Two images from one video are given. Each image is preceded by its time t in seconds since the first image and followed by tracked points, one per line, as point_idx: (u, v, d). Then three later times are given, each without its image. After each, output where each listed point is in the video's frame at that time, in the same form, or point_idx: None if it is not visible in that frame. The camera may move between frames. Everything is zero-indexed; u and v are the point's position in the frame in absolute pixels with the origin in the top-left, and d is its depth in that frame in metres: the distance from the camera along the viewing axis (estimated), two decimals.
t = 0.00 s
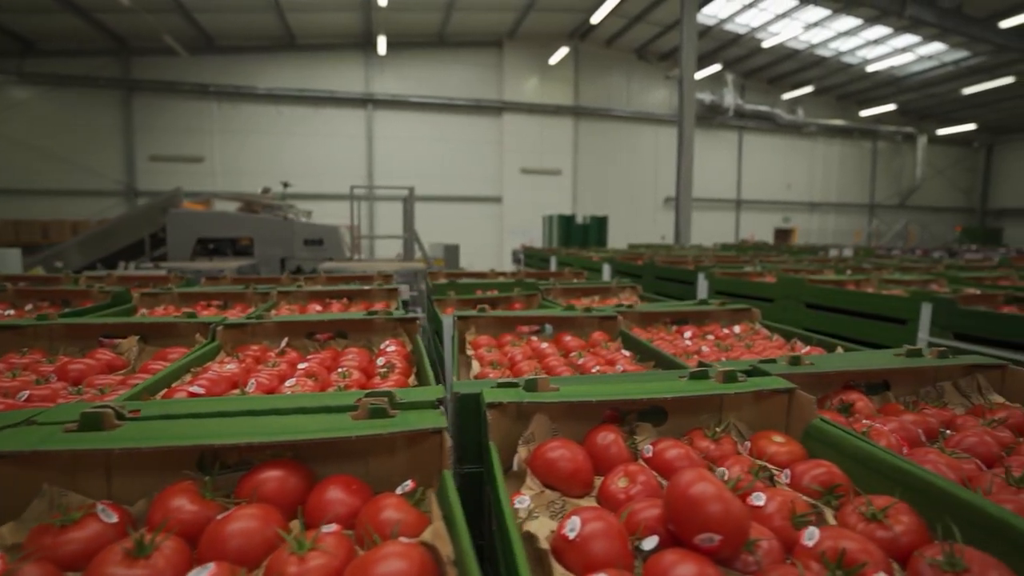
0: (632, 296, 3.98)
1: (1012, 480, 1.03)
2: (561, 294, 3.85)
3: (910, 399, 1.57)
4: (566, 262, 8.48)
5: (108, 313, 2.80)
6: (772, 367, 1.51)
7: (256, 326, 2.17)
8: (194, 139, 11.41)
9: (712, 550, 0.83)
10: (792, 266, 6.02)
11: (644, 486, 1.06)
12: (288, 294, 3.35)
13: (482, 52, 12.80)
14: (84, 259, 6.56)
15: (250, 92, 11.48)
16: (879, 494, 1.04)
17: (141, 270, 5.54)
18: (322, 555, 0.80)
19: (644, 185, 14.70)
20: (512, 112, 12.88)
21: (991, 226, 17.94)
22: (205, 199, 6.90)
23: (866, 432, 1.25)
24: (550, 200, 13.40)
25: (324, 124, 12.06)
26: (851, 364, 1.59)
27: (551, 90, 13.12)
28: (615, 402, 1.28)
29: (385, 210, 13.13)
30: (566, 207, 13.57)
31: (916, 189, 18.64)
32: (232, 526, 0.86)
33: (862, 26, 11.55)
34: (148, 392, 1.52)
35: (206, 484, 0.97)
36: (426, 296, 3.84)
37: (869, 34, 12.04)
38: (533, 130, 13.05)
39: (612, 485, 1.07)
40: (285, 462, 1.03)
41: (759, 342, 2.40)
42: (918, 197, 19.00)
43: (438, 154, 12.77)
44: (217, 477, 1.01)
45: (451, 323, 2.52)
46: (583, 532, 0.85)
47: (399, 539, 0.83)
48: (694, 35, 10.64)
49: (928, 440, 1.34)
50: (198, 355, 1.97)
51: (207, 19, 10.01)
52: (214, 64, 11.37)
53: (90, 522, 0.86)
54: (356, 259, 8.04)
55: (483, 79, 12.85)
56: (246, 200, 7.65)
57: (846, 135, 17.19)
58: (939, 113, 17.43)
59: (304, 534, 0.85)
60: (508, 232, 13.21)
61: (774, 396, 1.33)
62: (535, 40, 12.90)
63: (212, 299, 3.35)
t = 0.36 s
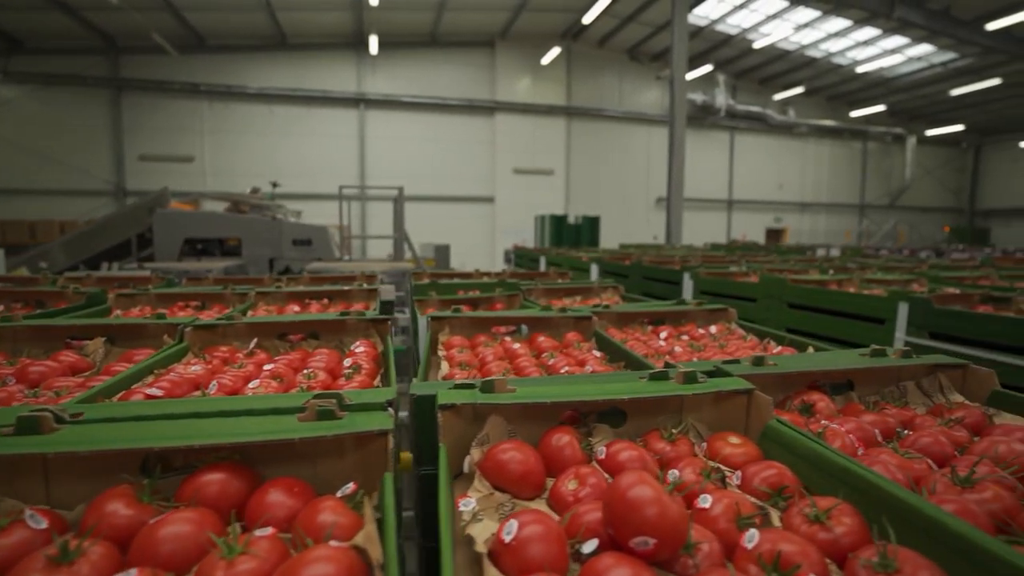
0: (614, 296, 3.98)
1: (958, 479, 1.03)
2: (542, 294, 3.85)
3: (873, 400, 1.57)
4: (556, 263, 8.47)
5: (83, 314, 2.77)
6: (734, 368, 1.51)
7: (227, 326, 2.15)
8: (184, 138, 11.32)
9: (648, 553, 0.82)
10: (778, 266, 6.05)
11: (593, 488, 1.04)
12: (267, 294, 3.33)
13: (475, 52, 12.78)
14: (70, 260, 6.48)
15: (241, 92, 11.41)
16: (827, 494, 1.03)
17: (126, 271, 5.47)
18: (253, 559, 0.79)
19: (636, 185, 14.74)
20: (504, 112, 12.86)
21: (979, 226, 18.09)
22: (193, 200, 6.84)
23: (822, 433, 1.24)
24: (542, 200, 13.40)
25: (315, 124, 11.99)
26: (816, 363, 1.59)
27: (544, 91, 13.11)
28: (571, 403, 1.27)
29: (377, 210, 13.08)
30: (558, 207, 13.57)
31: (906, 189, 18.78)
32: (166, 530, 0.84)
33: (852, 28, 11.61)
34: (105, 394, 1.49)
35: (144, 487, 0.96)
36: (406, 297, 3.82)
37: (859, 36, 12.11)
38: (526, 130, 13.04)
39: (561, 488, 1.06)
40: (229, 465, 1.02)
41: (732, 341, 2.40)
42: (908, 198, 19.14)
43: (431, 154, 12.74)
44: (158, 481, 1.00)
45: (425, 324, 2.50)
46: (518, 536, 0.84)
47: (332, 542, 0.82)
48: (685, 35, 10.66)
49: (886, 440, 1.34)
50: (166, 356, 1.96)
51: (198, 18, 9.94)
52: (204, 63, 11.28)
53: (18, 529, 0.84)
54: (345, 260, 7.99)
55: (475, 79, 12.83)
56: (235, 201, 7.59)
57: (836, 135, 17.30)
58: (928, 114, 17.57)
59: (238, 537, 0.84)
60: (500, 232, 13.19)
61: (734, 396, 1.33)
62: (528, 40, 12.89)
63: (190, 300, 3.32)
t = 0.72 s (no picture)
0: (600, 296, 3.97)
1: (913, 480, 1.03)
2: (528, 294, 3.84)
3: (842, 400, 1.56)
4: (549, 263, 8.46)
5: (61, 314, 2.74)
6: (701, 368, 1.50)
7: (202, 326, 2.14)
8: (178, 138, 11.28)
9: (587, 554, 0.81)
10: (768, 266, 6.05)
11: (545, 489, 1.03)
12: (249, 294, 3.31)
13: (471, 52, 12.76)
14: (61, 260, 6.45)
15: (237, 92, 11.38)
16: (782, 494, 1.02)
17: (116, 271, 5.44)
18: (186, 559, 0.78)
19: (633, 185, 14.75)
20: (501, 112, 12.85)
21: (974, 226, 18.14)
22: (186, 199, 6.81)
23: (783, 433, 1.24)
24: (538, 200, 13.39)
25: (311, 124, 11.97)
26: (786, 363, 1.58)
27: (540, 91, 13.10)
28: (531, 403, 1.25)
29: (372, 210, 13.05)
30: (554, 207, 13.55)
31: (901, 189, 18.82)
32: (101, 531, 0.83)
33: (847, 28, 11.62)
34: (65, 394, 1.48)
35: (86, 489, 0.94)
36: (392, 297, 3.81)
37: (854, 36, 12.11)
38: (522, 129, 13.03)
39: (514, 488, 1.05)
40: (175, 466, 1.01)
41: (710, 341, 2.38)
42: (903, 198, 19.18)
43: (427, 154, 12.73)
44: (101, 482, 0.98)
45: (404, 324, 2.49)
46: (458, 537, 0.83)
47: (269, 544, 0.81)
48: (681, 36, 10.67)
49: (850, 440, 1.34)
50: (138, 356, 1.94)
51: (193, 18, 9.92)
52: (199, 63, 11.24)
53: None
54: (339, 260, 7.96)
55: (472, 79, 12.82)
56: (228, 201, 7.56)
57: (832, 136, 17.32)
58: (923, 114, 17.62)
59: (174, 539, 0.83)
60: (496, 232, 13.17)
61: (696, 396, 1.32)
62: (524, 40, 12.88)
63: (172, 300, 3.29)
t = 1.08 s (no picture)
0: (588, 295, 3.95)
1: (872, 480, 1.02)
2: (516, 294, 3.83)
3: (815, 400, 1.55)
4: (544, 263, 8.43)
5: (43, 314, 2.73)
6: (672, 368, 1.49)
7: (180, 326, 2.13)
8: (176, 138, 11.26)
9: (528, 555, 0.80)
10: (761, 265, 6.04)
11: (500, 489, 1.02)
12: (234, 294, 3.29)
13: (469, 52, 12.75)
14: (56, 259, 6.43)
15: (234, 92, 11.35)
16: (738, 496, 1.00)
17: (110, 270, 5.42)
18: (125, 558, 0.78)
19: (631, 185, 14.74)
20: (499, 111, 12.83)
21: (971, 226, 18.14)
22: (181, 199, 6.80)
23: (748, 433, 1.22)
24: (537, 200, 13.36)
25: (308, 124, 11.95)
26: (759, 362, 1.57)
27: (539, 90, 13.08)
28: (495, 403, 1.24)
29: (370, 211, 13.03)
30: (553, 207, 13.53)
31: (899, 189, 18.82)
32: (41, 532, 0.82)
33: (844, 28, 11.61)
34: (30, 393, 1.47)
35: (33, 489, 0.93)
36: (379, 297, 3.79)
37: (852, 36, 12.11)
38: (520, 129, 13.01)
39: (470, 488, 1.04)
40: (126, 465, 1.00)
41: (691, 341, 2.37)
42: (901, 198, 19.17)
43: (425, 154, 12.71)
44: (50, 481, 0.97)
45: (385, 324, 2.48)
46: (402, 537, 0.82)
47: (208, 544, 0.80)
48: (678, 35, 10.65)
49: (817, 440, 1.33)
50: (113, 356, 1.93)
51: (190, 17, 9.90)
52: (197, 63, 11.21)
53: None
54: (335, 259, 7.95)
55: (470, 79, 12.80)
56: (223, 200, 7.53)
57: (831, 136, 17.31)
58: (920, 114, 17.61)
59: (114, 539, 0.82)
60: (494, 232, 13.15)
61: (662, 396, 1.30)
62: (522, 40, 12.86)
63: (157, 300, 3.28)
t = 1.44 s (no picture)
0: (578, 295, 3.94)
1: (831, 480, 1.01)
2: (504, 294, 3.82)
3: (789, 399, 1.54)
4: (540, 263, 8.42)
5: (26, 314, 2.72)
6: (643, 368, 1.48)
7: (159, 325, 2.12)
8: (173, 138, 11.25)
9: (471, 555, 0.79)
10: (754, 265, 6.02)
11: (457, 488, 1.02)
12: (220, 293, 3.28)
13: (467, 52, 12.73)
14: (51, 259, 6.42)
15: (232, 92, 11.34)
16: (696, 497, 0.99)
17: (103, 270, 5.41)
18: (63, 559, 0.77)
19: (629, 185, 14.73)
20: (497, 111, 12.81)
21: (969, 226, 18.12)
22: (177, 200, 6.79)
23: (713, 433, 1.21)
24: (535, 200, 13.34)
25: (306, 124, 11.93)
26: (732, 362, 1.56)
27: (537, 90, 13.06)
28: (458, 403, 1.23)
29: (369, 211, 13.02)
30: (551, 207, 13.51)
31: (898, 189, 18.80)
32: None
33: (842, 28, 11.60)
34: None
35: None
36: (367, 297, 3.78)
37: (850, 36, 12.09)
38: (519, 129, 12.99)
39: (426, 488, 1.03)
40: (78, 465, 0.99)
41: (672, 341, 2.36)
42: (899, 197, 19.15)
43: (424, 154, 12.70)
44: None
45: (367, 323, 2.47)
46: (346, 536, 0.82)
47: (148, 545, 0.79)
48: (676, 36, 10.63)
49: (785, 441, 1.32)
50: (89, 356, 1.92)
51: (188, 17, 9.88)
52: (195, 62, 11.20)
53: None
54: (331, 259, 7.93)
55: (468, 79, 12.79)
56: (219, 201, 7.52)
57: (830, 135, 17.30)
58: (919, 114, 17.59)
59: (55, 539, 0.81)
60: (493, 232, 13.13)
61: (629, 396, 1.29)
62: (521, 40, 12.84)
63: (143, 299, 3.27)
